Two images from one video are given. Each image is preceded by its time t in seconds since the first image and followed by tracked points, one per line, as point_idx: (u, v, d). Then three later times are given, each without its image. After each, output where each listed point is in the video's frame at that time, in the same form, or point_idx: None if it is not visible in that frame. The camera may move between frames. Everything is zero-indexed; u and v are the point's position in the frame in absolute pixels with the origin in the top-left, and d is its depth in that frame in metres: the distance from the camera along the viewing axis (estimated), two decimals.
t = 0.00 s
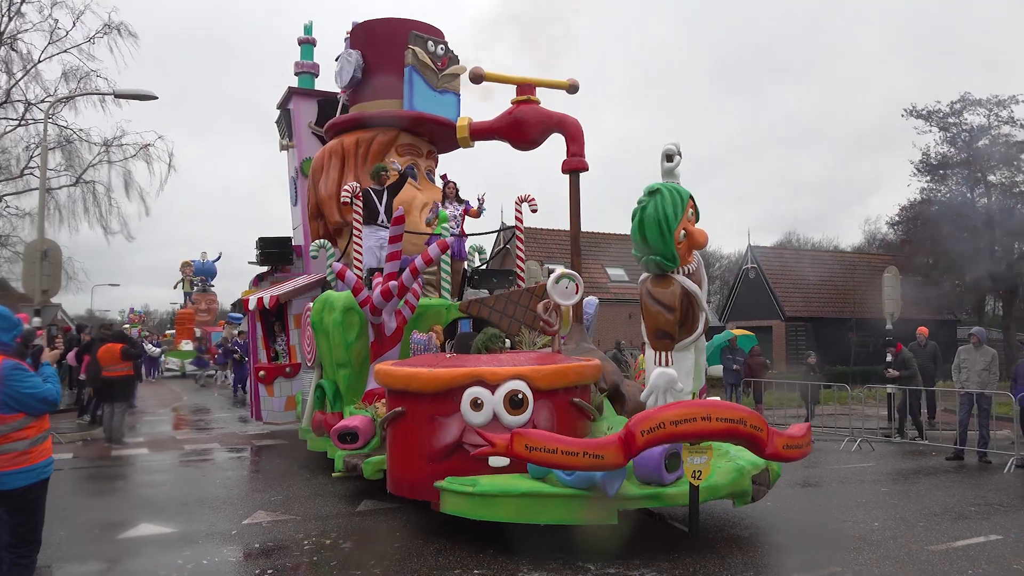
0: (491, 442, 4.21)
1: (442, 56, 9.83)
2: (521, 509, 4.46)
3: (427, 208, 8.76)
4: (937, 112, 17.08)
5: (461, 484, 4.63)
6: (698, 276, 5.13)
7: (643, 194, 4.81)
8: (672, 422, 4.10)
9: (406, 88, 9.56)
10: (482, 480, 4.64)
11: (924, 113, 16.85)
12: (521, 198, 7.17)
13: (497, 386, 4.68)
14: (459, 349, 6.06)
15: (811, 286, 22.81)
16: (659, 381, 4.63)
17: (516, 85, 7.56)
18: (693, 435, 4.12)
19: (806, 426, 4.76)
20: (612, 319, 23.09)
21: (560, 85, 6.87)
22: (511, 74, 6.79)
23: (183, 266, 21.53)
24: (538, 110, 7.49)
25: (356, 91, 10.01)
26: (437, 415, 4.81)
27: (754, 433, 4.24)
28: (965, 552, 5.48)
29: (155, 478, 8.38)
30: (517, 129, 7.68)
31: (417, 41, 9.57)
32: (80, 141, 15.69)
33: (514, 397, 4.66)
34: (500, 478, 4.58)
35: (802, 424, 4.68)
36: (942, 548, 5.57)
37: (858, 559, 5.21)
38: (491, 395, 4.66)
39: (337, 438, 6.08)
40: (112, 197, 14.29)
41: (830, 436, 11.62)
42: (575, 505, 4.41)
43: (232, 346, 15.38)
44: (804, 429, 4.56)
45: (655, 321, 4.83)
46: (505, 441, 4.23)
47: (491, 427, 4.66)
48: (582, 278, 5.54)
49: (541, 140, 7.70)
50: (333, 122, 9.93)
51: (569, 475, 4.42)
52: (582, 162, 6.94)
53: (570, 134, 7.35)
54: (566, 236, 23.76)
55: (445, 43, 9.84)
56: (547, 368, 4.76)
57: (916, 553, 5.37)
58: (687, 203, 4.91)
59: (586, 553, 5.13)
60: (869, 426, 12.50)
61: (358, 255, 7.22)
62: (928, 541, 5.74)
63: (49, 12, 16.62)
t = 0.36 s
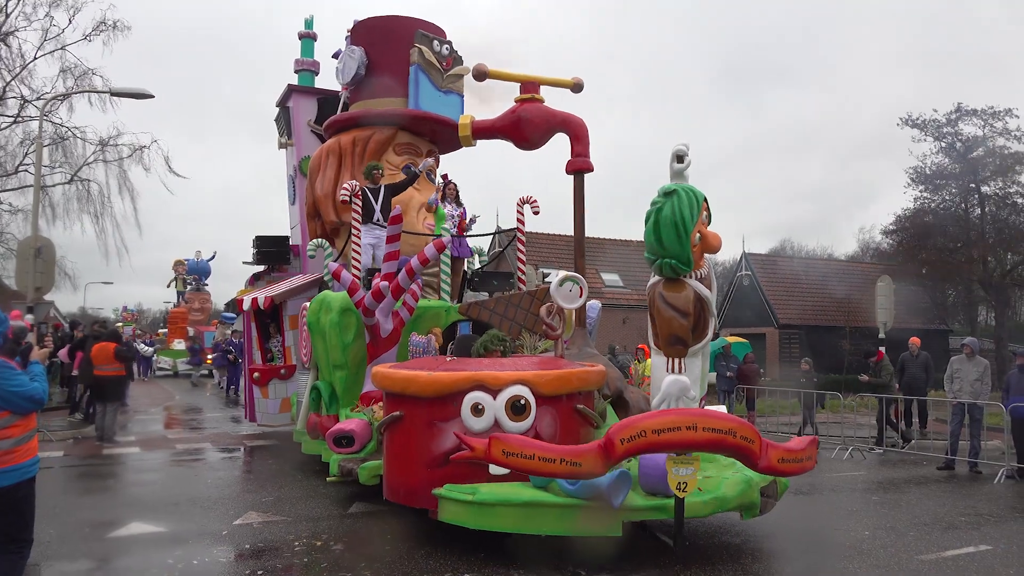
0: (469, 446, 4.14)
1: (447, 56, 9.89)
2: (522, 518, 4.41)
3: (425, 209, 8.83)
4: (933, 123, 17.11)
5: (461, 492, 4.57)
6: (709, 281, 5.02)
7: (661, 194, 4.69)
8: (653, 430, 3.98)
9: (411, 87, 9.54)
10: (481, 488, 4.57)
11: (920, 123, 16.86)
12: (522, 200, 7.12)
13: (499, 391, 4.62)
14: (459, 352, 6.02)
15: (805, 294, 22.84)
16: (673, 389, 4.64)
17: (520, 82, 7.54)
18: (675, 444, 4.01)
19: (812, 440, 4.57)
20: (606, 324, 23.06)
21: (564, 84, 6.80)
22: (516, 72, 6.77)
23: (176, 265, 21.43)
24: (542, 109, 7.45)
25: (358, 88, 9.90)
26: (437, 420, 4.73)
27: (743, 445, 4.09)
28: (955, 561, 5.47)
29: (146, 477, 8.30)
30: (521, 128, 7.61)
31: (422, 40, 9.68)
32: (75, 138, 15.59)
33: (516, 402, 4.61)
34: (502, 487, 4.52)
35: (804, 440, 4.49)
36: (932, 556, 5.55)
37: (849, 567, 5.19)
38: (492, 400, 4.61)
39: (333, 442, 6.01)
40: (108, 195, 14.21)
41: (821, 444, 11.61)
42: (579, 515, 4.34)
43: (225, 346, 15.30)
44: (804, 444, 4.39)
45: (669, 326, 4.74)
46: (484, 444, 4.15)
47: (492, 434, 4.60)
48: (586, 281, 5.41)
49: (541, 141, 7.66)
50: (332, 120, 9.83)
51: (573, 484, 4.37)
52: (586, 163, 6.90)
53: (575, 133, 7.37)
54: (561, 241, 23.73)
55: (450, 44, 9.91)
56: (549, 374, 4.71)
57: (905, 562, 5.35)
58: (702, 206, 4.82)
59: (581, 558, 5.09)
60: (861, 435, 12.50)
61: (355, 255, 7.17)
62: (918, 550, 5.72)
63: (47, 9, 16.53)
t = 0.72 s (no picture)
0: (454, 452, 4.06)
1: (444, 54, 10.01)
2: (522, 525, 4.31)
3: (415, 208, 8.74)
4: (919, 119, 17.17)
5: (461, 500, 4.47)
6: (715, 278, 4.88)
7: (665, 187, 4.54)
8: (642, 435, 3.79)
9: (408, 84, 9.53)
10: (482, 496, 4.46)
11: (905, 120, 16.90)
12: (517, 198, 7.06)
13: (499, 394, 4.56)
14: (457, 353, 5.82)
15: (794, 290, 22.89)
16: (678, 389, 4.51)
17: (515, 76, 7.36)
18: (665, 450, 3.81)
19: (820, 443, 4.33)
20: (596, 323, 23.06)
21: (561, 78, 6.76)
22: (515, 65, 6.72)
23: (164, 269, 21.26)
24: (539, 103, 7.39)
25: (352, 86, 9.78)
26: (436, 425, 4.64)
27: (739, 449, 3.88)
28: (945, 555, 5.44)
29: (135, 484, 8.20)
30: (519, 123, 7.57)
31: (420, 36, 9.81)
32: (61, 143, 15.42)
33: (517, 405, 4.56)
34: (504, 494, 4.41)
35: (809, 442, 4.25)
36: (922, 551, 5.52)
37: (840, 563, 5.15)
38: (492, 404, 4.55)
39: (327, 449, 5.93)
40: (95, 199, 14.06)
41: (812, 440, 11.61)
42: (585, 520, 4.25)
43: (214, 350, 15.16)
44: (807, 448, 4.16)
45: (675, 324, 4.59)
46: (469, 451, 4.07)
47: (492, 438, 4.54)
48: (587, 278, 5.14)
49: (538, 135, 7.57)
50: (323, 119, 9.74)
51: (576, 491, 4.27)
52: (584, 158, 6.77)
53: (572, 129, 7.16)
54: (550, 240, 23.69)
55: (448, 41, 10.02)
56: (549, 376, 4.65)
57: (896, 557, 5.32)
58: (707, 200, 4.71)
59: (578, 560, 5.04)
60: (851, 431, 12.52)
61: (349, 256, 7.08)
62: (908, 545, 5.70)
63: (31, 12, 16.36)
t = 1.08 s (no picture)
0: (454, 464, 4.07)
1: (448, 59, 9.99)
2: (534, 541, 4.21)
3: (415, 214, 8.70)
4: (916, 130, 17.14)
5: (469, 514, 4.39)
6: (729, 284, 4.82)
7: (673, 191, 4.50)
8: (647, 448, 3.65)
9: (414, 89, 9.45)
10: (490, 509, 4.36)
11: (902, 131, 16.87)
12: (523, 203, 7.02)
13: (507, 404, 4.48)
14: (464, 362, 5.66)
15: (792, 300, 22.86)
16: (689, 400, 4.24)
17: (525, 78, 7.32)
18: (672, 463, 3.66)
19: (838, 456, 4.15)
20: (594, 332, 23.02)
21: (570, 79, 6.71)
22: (522, 67, 6.72)
23: (161, 275, 21.19)
24: (547, 106, 7.32)
25: (354, 89, 9.76)
26: (443, 436, 4.57)
27: (750, 464, 3.75)
28: (944, 565, 5.38)
29: (131, 491, 8.11)
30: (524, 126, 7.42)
31: (424, 40, 9.75)
32: (60, 150, 15.36)
33: (527, 415, 4.48)
34: (513, 509, 4.31)
35: (827, 457, 4.11)
36: (921, 561, 5.46)
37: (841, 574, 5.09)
38: (500, 414, 4.47)
39: (329, 458, 5.91)
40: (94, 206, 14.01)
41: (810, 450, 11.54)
42: (598, 536, 4.16)
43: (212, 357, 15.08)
44: (824, 463, 4.04)
45: (685, 333, 4.54)
46: (468, 462, 4.07)
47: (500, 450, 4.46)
48: (599, 286, 5.01)
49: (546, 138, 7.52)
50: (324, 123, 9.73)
51: (589, 506, 4.17)
52: (594, 161, 6.72)
53: (582, 130, 7.16)
54: (548, 248, 23.65)
55: (451, 46, 9.99)
56: (560, 385, 4.57)
57: (895, 568, 5.25)
58: (718, 205, 4.63)
59: (580, 569, 4.97)
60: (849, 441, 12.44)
61: (350, 262, 7.02)
62: (906, 555, 5.63)
63: (31, 20, 16.32)
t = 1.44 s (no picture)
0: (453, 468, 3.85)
1: (445, 52, 9.87)
2: (547, 549, 4.12)
3: (413, 209, 8.65)
4: (907, 126, 17.11)
5: (477, 520, 4.27)
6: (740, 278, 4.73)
7: (678, 184, 4.44)
8: (654, 451, 3.49)
9: (411, 83, 9.34)
10: (499, 516, 4.25)
11: (893, 127, 16.85)
12: (523, 198, 6.95)
13: (516, 406, 4.39)
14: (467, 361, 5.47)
15: (785, 296, 22.85)
16: (698, 399, 4.18)
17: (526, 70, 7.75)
18: (680, 467, 3.50)
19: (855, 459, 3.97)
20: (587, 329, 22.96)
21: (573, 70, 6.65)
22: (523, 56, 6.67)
23: (153, 275, 21.04)
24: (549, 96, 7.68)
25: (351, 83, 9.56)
26: (447, 439, 4.44)
27: (762, 467, 3.57)
28: (939, 560, 5.35)
29: (125, 492, 8.02)
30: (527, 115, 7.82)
31: (422, 33, 9.57)
32: (49, 149, 15.21)
33: (537, 417, 4.38)
34: (524, 515, 4.22)
35: (845, 459, 3.93)
36: (916, 556, 5.42)
37: (838, 570, 5.05)
38: (509, 416, 4.37)
39: (328, 462, 5.83)
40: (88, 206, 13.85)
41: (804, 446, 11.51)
42: (614, 543, 4.10)
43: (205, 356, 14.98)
44: (842, 465, 3.85)
45: (692, 329, 4.46)
46: (469, 466, 3.88)
47: (510, 453, 4.36)
48: (606, 281, 4.99)
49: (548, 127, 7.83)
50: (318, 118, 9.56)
51: (604, 511, 4.08)
52: (599, 155, 6.70)
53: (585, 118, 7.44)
54: (542, 246, 23.59)
55: (448, 38, 9.89)
56: (570, 385, 4.47)
57: (889, 563, 5.22)
58: (727, 196, 4.56)
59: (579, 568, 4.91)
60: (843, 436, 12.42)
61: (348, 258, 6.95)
62: (901, 550, 5.60)
63: (19, 19, 16.16)
